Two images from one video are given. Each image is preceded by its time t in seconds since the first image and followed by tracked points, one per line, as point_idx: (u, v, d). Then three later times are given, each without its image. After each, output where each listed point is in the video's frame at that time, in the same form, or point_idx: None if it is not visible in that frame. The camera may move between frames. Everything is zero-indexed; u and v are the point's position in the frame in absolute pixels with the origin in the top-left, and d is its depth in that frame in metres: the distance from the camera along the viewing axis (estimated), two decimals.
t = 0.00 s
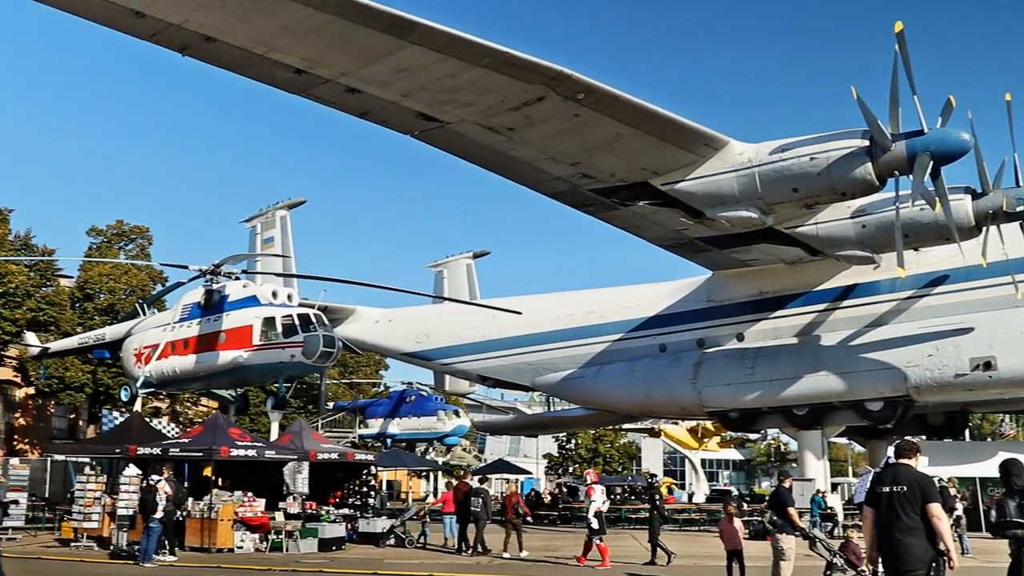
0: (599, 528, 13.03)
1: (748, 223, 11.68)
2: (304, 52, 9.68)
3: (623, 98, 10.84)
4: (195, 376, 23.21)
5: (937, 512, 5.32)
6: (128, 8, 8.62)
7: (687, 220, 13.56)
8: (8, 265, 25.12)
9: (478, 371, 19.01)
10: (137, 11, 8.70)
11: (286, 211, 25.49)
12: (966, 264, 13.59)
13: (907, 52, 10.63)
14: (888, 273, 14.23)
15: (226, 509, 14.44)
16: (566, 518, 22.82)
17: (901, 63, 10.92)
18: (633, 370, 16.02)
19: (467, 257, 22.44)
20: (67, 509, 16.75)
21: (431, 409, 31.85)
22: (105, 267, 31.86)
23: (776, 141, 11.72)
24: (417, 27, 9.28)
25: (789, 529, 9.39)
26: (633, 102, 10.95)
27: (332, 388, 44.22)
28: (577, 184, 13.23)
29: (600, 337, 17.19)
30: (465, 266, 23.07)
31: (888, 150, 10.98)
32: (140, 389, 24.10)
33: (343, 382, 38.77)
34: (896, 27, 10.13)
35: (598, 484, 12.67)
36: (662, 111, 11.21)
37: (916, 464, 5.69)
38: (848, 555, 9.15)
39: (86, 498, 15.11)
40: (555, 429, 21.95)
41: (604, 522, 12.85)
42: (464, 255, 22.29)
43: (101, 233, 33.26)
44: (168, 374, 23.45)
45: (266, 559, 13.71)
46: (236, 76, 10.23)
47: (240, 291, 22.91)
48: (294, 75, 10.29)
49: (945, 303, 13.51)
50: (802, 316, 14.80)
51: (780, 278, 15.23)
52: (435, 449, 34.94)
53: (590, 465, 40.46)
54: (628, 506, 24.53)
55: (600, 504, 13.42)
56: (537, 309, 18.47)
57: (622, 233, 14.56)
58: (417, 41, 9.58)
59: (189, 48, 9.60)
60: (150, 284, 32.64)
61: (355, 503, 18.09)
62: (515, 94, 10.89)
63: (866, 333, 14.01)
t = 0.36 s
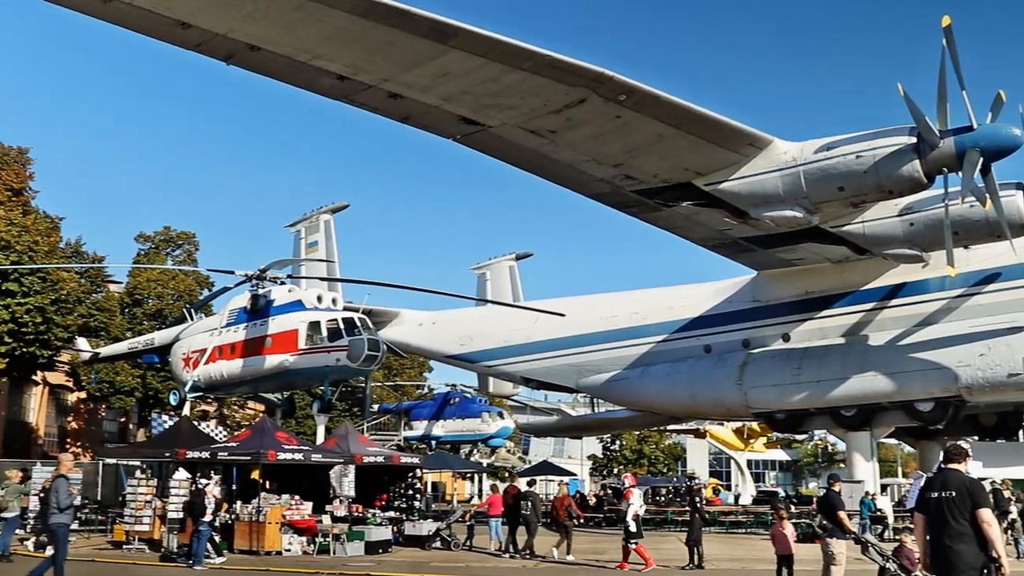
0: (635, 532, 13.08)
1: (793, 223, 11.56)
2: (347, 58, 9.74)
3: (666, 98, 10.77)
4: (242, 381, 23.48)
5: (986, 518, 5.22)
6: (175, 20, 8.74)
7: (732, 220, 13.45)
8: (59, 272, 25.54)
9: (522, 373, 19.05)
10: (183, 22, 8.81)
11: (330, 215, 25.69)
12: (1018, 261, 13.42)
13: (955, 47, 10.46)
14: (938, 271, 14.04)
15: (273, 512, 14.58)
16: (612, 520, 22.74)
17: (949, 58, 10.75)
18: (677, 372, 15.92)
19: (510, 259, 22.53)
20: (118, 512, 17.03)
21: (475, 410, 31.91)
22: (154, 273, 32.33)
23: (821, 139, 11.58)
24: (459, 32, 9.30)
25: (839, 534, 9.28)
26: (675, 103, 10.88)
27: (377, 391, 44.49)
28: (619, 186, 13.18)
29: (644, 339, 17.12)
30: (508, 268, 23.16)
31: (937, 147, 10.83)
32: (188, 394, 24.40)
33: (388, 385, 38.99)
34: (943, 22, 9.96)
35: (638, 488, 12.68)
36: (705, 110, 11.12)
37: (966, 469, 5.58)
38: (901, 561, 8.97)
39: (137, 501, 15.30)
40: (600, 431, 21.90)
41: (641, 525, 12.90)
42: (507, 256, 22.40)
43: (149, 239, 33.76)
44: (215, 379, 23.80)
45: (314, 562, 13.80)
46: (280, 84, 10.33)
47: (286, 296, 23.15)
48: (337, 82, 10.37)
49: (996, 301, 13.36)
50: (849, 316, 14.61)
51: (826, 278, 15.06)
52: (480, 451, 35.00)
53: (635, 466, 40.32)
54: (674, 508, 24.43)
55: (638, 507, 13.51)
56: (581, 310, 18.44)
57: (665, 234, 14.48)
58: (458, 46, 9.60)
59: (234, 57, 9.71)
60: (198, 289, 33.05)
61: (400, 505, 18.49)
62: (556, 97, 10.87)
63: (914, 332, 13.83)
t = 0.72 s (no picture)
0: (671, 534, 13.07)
1: (838, 222, 11.43)
2: (388, 64, 9.78)
3: (708, 98, 10.69)
4: (287, 384, 23.68)
5: None
6: (218, 29, 8.83)
7: (776, 220, 13.32)
8: (107, 279, 26.08)
9: (565, 375, 19.02)
10: (226, 31, 8.90)
11: (372, 219, 25.83)
12: None
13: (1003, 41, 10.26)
14: (987, 269, 13.83)
15: (320, 515, 14.67)
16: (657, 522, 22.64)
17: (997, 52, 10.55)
18: (721, 373, 15.79)
19: (551, 261, 22.53)
20: (168, 514, 17.27)
21: (518, 412, 31.93)
22: (199, 278, 32.68)
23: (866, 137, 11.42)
24: (499, 36, 9.30)
25: (889, 538, 9.18)
26: (718, 102, 10.79)
27: (420, 393, 44.63)
28: (661, 187, 13.11)
29: (688, 340, 17.02)
30: (549, 269, 23.15)
31: (985, 143, 10.61)
32: (235, 397, 24.71)
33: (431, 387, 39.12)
34: (991, 15, 9.77)
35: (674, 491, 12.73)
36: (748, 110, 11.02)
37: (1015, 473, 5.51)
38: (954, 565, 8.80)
39: (186, 504, 15.49)
40: (644, 432, 21.79)
41: (678, 525, 12.93)
42: (548, 258, 22.41)
43: (195, 244, 34.17)
44: (261, 383, 24.04)
45: (360, 564, 13.88)
46: (322, 91, 10.41)
47: (330, 300, 23.29)
48: (378, 88, 10.41)
49: None
50: (896, 316, 14.40)
51: (872, 277, 14.85)
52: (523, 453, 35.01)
53: (679, 468, 40.12)
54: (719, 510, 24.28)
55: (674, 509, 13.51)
56: (624, 312, 18.39)
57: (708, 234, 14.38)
58: (499, 49, 9.60)
59: (276, 65, 9.80)
60: (243, 293, 33.39)
61: (445, 509, 18.64)
62: (596, 99, 10.84)
63: (964, 331, 13.60)
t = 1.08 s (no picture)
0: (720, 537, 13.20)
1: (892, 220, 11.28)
2: (435, 69, 9.82)
3: (758, 97, 10.57)
4: (339, 388, 23.91)
5: None
6: (268, 39, 8.90)
7: (828, 218, 13.15)
8: (163, 285, 26.62)
9: (615, 376, 19.00)
10: (276, 41, 8.99)
11: (421, 223, 25.96)
12: None
13: None
14: None
15: (372, 518, 14.79)
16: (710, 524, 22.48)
17: None
18: (774, 374, 15.61)
19: (600, 262, 22.62)
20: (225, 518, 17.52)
21: (568, 414, 31.88)
22: (252, 283, 33.08)
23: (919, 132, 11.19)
24: (546, 39, 9.27)
25: (950, 542, 9.04)
26: (768, 101, 10.67)
27: (471, 395, 44.77)
28: (711, 187, 13.01)
29: (739, 340, 16.91)
30: (598, 270, 23.11)
31: None
32: (288, 401, 25.04)
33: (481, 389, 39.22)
34: None
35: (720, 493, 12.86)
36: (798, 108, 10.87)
37: None
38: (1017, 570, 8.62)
39: (242, 508, 15.72)
40: (696, 434, 21.65)
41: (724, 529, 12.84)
42: (597, 259, 22.46)
43: (247, 250, 34.62)
44: (314, 387, 24.27)
45: (414, 568, 13.98)
46: (371, 97, 10.48)
47: (380, 304, 23.46)
48: (426, 93, 10.46)
49: None
50: (951, 314, 14.15)
51: (928, 274, 14.60)
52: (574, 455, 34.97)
53: (731, 469, 39.82)
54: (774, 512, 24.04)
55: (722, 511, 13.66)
56: (674, 313, 18.32)
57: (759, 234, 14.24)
58: (546, 52, 9.58)
59: (325, 73, 9.88)
60: (294, 298, 33.75)
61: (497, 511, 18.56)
62: (644, 100, 10.77)
63: None
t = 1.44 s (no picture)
0: (774, 541, 13.58)
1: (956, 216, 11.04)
2: (489, 74, 9.82)
3: (815, 94, 10.39)
4: (398, 392, 24.10)
5: None
6: (324, 48, 8.98)
7: (889, 215, 12.91)
8: (223, 291, 26.99)
9: (673, 377, 18.91)
10: (332, 50, 9.06)
11: (476, 226, 26.05)
12: None
13: None
14: None
15: (432, 521, 14.82)
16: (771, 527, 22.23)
17: None
18: (835, 374, 15.37)
19: (657, 262, 22.63)
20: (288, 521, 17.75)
21: (626, 415, 31.75)
22: (310, 288, 33.47)
23: (984, 126, 10.92)
24: (599, 41, 9.22)
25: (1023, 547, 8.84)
26: (826, 98, 10.48)
27: (528, 397, 44.78)
28: (769, 185, 12.86)
29: (798, 340, 16.72)
30: (654, 271, 22.99)
31: None
32: (347, 405, 25.30)
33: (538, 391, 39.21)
34: None
35: (772, 498, 13.23)
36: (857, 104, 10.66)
37: None
38: None
39: (303, 511, 15.94)
40: (756, 435, 21.40)
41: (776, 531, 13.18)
42: (653, 259, 22.40)
43: (305, 255, 35.03)
44: (372, 391, 24.50)
45: (475, 571, 14.05)
46: (425, 103, 10.52)
47: (438, 308, 23.60)
48: (480, 98, 10.47)
49: None
50: (1017, 310, 13.69)
51: (993, 271, 14.21)
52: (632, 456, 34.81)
53: (792, 470, 39.34)
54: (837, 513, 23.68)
55: (777, 517, 13.94)
56: (732, 313, 18.17)
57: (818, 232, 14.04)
58: (599, 54, 9.52)
59: (381, 80, 9.94)
60: (352, 302, 34.09)
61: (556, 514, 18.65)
62: (699, 100, 10.66)
63: None
